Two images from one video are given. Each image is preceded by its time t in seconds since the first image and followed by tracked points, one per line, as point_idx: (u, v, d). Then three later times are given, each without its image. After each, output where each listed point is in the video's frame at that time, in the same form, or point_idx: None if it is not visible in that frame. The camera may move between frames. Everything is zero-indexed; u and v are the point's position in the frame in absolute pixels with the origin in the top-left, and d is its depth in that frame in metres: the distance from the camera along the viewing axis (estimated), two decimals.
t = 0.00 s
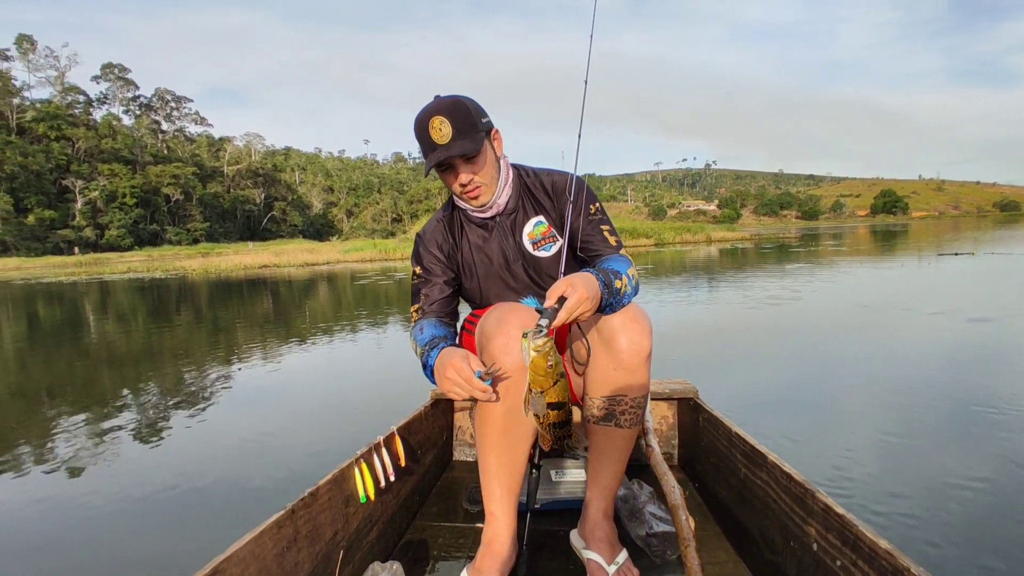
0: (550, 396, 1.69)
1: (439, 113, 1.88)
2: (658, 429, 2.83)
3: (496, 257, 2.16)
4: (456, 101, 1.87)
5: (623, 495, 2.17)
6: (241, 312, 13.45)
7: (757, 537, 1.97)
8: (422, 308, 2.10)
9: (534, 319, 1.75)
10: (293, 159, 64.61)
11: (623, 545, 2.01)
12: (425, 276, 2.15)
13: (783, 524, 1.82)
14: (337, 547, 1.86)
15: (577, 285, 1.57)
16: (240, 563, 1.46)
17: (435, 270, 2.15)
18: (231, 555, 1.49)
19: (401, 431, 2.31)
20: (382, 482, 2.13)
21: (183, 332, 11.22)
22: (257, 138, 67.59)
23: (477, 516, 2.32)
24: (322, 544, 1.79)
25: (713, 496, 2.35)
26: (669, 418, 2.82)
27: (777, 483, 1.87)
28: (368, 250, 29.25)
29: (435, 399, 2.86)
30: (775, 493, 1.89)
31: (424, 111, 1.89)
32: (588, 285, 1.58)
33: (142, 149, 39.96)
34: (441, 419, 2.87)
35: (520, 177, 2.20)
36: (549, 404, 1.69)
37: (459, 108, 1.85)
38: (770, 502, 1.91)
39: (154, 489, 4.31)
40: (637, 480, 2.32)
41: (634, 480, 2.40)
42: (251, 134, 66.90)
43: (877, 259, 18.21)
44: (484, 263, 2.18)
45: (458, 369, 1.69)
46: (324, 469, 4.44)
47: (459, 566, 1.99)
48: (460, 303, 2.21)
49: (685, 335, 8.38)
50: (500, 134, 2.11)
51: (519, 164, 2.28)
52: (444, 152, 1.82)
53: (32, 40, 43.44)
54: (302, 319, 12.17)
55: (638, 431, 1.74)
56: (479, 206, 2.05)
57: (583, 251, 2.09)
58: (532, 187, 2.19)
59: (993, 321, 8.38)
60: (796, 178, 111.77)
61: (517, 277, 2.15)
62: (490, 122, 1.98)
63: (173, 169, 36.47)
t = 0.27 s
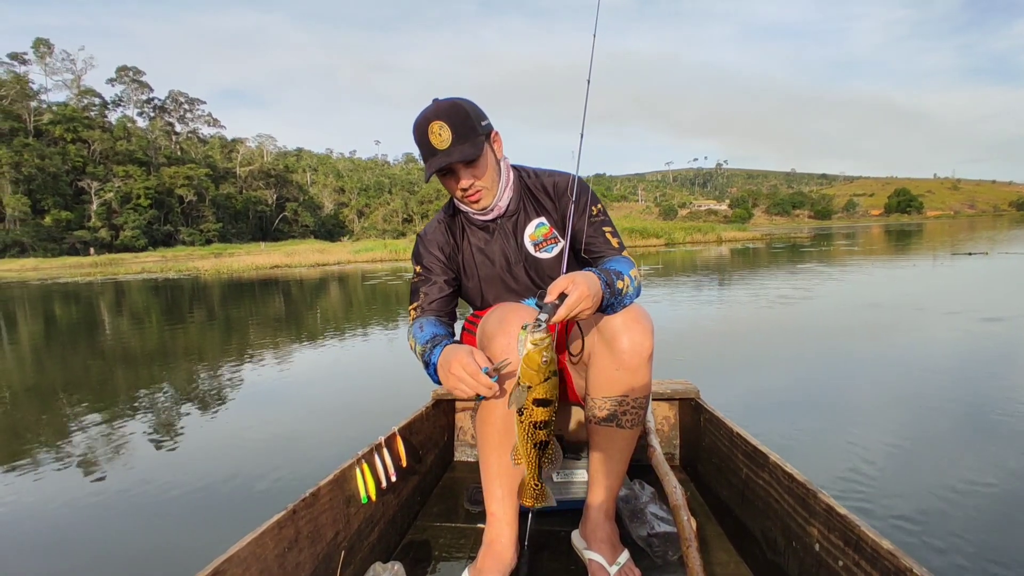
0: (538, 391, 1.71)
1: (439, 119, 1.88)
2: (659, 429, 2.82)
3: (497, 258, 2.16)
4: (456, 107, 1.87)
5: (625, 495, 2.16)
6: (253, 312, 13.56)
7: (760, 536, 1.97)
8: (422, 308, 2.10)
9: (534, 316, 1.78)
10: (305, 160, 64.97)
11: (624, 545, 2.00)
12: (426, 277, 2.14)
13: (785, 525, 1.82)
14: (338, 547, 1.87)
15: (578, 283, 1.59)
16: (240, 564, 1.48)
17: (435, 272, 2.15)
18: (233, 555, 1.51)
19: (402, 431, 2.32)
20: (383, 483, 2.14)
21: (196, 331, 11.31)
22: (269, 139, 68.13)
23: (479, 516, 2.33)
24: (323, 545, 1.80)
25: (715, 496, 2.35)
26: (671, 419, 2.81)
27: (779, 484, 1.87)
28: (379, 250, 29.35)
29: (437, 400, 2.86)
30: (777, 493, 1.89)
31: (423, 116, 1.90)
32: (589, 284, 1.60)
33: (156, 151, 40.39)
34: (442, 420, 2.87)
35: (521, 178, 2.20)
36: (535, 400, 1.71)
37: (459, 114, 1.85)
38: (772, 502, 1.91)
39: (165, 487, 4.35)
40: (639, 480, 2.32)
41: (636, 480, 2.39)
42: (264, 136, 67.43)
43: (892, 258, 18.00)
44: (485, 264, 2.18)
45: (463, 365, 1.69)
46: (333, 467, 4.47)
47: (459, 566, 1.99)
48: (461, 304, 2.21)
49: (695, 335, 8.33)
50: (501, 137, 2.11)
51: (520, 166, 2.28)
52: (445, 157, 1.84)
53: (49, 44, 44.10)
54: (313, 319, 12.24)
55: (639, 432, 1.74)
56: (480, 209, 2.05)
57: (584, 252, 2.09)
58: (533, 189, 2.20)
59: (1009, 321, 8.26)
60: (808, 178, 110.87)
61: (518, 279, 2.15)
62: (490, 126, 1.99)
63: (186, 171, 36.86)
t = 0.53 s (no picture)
0: (509, 385, 1.57)
1: (435, 121, 1.86)
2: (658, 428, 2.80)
3: (497, 258, 2.17)
4: (452, 109, 1.85)
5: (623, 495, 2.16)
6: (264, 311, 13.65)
7: (760, 536, 1.97)
8: (424, 309, 2.12)
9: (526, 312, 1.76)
10: (315, 160, 65.27)
11: (623, 545, 2.00)
12: (427, 277, 2.16)
13: (784, 524, 1.82)
14: (336, 547, 1.87)
15: (564, 281, 1.55)
16: (239, 562, 1.49)
17: (436, 272, 2.16)
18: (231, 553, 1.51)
19: (401, 431, 2.32)
20: (382, 482, 2.15)
21: (207, 330, 11.38)
22: (279, 139, 68.46)
23: (479, 516, 2.33)
24: (322, 544, 1.81)
25: (714, 496, 2.34)
26: (670, 419, 2.80)
27: (778, 482, 1.87)
28: (388, 250, 29.43)
29: (436, 400, 2.86)
30: (775, 492, 1.88)
31: (419, 118, 1.87)
32: (576, 283, 1.56)
33: (168, 152, 40.75)
34: (441, 420, 2.87)
35: (519, 178, 2.20)
36: (506, 395, 1.58)
37: (456, 117, 1.83)
38: (771, 502, 1.91)
39: (176, 486, 4.38)
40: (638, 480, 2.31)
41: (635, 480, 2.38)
42: (274, 136, 67.83)
43: (905, 257, 17.81)
44: (485, 264, 2.19)
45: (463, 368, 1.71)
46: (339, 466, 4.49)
47: (458, 565, 2.00)
48: (462, 303, 2.22)
49: (704, 335, 8.26)
50: (497, 135, 2.09)
51: (519, 165, 2.27)
52: (441, 160, 1.82)
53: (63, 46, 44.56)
54: (323, 318, 12.30)
55: (637, 431, 1.74)
56: (478, 211, 2.04)
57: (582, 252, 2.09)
58: (531, 188, 2.19)
59: None
60: (819, 176, 110.15)
61: (518, 278, 2.16)
62: (487, 126, 1.97)
63: (198, 171, 37.16)
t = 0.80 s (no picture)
0: (508, 388, 1.59)
1: (430, 121, 1.86)
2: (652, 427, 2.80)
3: (493, 259, 2.17)
4: (447, 108, 1.85)
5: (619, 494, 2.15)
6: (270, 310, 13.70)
7: (756, 534, 1.96)
8: (421, 309, 2.12)
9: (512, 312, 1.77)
10: (321, 160, 65.44)
11: (619, 543, 1.99)
12: (424, 277, 2.16)
13: (780, 523, 1.81)
14: (331, 547, 1.87)
15: (553, 283, 1.55)
16: (232, 563, 1.48)
17: (433, 272, 2.16)
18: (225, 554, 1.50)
19: (396, 430, 2.32)
20: (377, 482, 2.14)
21: (214, 330, 11.42)
22: (285, 139, 68.70)
23: (474, 516, 2.33)
24: (316, 544, 1.80)
25: (710, 495, 2.33)
26: (665, 418, 2.79)
27: (773, 481, 1.86)
28: (393, 249, 29.46)
29: (431, 399, 2.85)
30: (770, 491, 1.87)
31: (415, 118, 1.87)
32: (564, 284, 1.56)
33: (175, 152, 40.96)
34: (436, 419, 2.86)
35: (515, 178, 2.19)
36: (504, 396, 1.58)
37: (451, 117, 1.83)
38: (766, 500, 1.90)
39: (181, 485, 4.39)
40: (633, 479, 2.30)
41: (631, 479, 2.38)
42: (281, 136, 68.05)
43: (913, 256, 17.69)
44: (482, 264, 2.19)
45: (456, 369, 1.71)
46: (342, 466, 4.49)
47: (453, 566, 2.00)
48: (458, 304, 2.22)
49: (710, 334, 8.22)
50: (493, 135, 2.09)
51: (514, 164, 2.27)
52: (437, 160, 1.82)
53: (71, 47, 44.84)
54: (329, 318, 12.34)
55: (633, 430, 1.75)
56: (474, 210, 2.04)
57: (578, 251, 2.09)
58: (527, 188, 2.19)
59: None
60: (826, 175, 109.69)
61: (514, 278, 2.15)
62: (483, 126, 1.96)
63: (204, 172, 37.34)
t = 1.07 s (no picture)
0: (500, 386, 1.59)
1: (423, 117, 1.84)
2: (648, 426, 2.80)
3: (488, 257, 2.16)
4: (441, 105, 1.83)
5: (615, 493, 2.15)
6: (276, 310, 13.75)
7: (753, 534, 1.95)
8: (416, 309, 2.11)
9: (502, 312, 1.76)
10: (326, 160, 65.58)
11: (615, 543, 1.99)
12: (418, 276, 2.15)
13: (776, 522, 1.80)
14: (325, 548, 1.85)
15: (546, 281, 1.54)
16: (225, 564, 1.47)
17: (427, 271, 2.15)
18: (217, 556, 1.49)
19: (391, 430, 2.31)
20: (371, 482, 2.13)
21: (220, 330, 11.46)
22: (291, 139, 68.90)
23: (470, 517, 2.33)
24: (310, 545, 1.78)
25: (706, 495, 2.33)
26: (661, 418, 2.79)
27: (770, 480, 1.86)
28: (398, 249, 29.49)
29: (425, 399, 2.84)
30: (768, 491, 1.87)
31: (407, 116, 1.86)
32: (558, 281, 1.55)
33: (181, 152, 41.16)
34: (431, 419, 2.85)
35: (509, 176, 2.19)
36: (497, 393, 1.58)
37: (444, 115, 1.82)
38: (764, 499, 1.89)
39: (185, 485, 4.40)
40: (629, 479, 2.30)
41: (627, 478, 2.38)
42: (286, 137, 68.26)
43: (919, 255, 17.62)
44: (476, 263, 2.18)
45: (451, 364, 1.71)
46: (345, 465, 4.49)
47: (448, 566, 2.00)
48: (453, 302, 2.21)
49: (715, 334, 8.19)
50: (486, 132, 2.07)
51: (508, 162, 2.26)
52: (430, 158, 1.80)
53: (78, 49, 45.13)
54: (334, 317, 12.39)
55: (630, 429, 1.74)
56: (468, 208, 2.03)
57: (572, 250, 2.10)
58: (522, 185, 2.18)
59: None
60: (832, 174, 109.29)
61: (509, 277, 2.15)
62: (477, 124, 1.95)
63: (210, 172, 37.53)
